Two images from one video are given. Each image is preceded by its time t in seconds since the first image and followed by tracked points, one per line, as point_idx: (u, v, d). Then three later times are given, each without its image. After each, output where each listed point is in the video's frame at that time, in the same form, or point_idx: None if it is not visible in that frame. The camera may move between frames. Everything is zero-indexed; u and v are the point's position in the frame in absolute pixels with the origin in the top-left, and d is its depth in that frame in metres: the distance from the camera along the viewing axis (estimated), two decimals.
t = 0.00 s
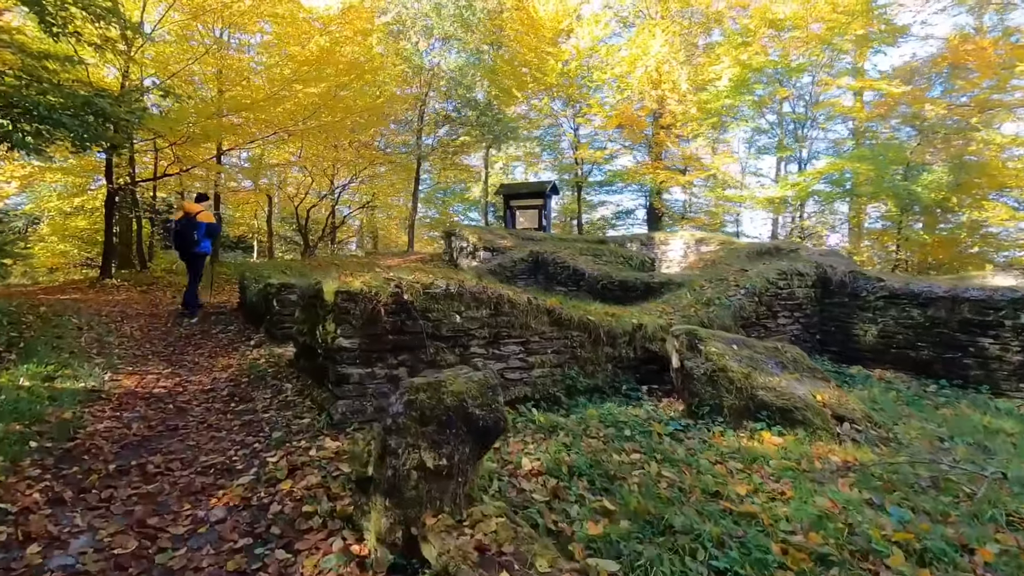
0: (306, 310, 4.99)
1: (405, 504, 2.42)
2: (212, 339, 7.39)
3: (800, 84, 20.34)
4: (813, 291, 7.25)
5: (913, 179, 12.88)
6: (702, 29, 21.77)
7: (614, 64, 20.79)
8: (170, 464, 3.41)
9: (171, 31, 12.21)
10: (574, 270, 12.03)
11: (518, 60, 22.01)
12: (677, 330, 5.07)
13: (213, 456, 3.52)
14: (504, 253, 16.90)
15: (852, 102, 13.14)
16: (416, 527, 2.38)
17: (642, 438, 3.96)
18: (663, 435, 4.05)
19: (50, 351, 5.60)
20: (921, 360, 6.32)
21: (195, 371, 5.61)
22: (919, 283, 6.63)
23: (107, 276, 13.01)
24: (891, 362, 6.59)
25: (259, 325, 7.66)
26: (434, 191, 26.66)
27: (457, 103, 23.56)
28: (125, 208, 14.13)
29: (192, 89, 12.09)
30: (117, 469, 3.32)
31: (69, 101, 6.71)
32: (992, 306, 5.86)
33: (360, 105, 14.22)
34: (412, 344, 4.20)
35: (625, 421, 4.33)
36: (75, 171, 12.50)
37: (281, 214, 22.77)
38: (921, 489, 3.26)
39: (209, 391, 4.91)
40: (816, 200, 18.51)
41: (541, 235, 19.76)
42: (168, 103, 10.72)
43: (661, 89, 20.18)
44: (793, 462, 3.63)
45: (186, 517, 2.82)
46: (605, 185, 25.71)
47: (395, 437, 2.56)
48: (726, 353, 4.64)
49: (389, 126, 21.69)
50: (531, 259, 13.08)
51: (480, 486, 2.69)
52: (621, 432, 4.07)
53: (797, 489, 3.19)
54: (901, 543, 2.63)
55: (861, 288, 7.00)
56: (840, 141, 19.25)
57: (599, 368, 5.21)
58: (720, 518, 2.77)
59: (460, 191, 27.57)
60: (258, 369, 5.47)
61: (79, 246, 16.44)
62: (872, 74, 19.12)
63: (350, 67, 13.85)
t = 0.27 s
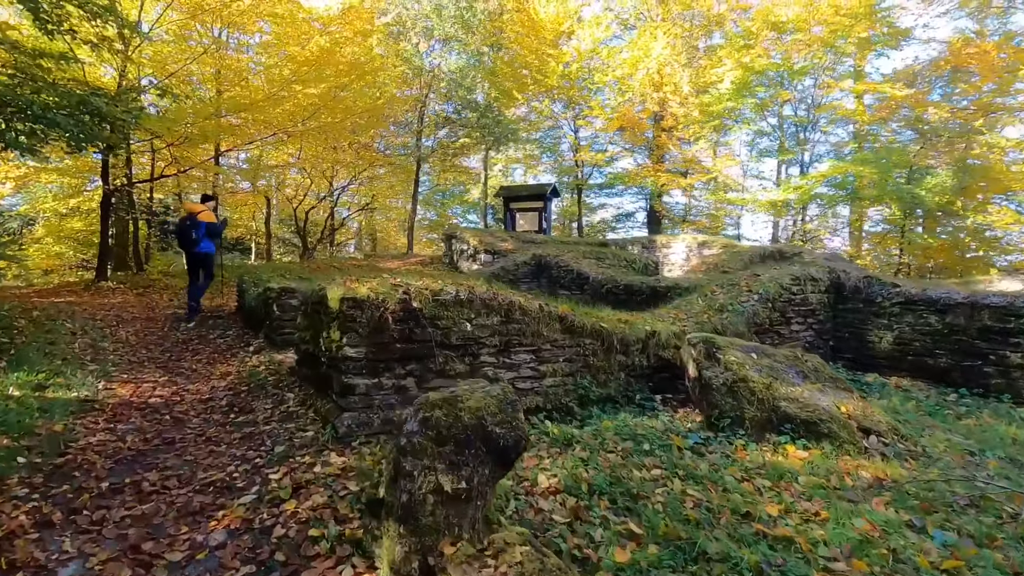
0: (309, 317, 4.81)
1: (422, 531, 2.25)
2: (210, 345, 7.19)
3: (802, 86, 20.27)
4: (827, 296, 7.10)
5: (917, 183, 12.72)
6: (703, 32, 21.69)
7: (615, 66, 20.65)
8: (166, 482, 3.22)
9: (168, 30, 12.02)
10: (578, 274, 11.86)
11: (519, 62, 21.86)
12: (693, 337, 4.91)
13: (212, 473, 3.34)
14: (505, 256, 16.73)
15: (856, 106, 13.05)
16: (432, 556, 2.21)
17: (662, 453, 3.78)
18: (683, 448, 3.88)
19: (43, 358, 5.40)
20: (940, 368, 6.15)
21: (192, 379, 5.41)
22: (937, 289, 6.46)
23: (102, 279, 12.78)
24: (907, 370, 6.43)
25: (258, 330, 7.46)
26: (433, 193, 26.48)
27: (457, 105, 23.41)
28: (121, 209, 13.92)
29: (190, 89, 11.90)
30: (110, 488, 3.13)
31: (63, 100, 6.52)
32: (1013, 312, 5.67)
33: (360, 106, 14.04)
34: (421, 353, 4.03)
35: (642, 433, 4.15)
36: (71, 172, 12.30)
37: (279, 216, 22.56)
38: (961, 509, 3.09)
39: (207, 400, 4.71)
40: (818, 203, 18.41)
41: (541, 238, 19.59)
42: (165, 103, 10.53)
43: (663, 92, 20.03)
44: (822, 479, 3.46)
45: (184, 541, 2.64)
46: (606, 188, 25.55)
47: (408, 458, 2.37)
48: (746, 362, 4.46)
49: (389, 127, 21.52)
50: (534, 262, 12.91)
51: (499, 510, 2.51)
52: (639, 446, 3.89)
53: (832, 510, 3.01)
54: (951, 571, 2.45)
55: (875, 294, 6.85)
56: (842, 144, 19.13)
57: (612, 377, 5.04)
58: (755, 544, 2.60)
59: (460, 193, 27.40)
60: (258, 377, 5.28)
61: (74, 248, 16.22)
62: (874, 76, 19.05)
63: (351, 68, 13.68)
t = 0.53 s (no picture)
0: (313, 317, 4.61)
1: (447, 552, 2.05)
2: (208, 346, 6.96)
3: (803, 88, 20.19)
4: (842, 298, 6.93)
5: (920, 184, 12.63)
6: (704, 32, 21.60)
7: (616, 66, 20.50)
8: (166, 493, 3.01)
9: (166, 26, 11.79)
10: (582, 274, 11.67)
11: (519, 62, 21.70)
12: (712, 340, 4.74)
13: (215, 483, 3.13)
14: (506, 257, 16.54)
15: (861, 107, 12.95)
16: None
17: (689, 461, 3.60)
18: (710, 456, 3.69)
19: (34, 360, 5.18)
20: (960, 371, 5.99)
21: (191, 382, 5.20)
22: (957, 291, 6.32)
23: (96, 278, 12.53)
24: (926, 373, 6.27)
25: (258, 331, 7.25)
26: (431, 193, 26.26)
27: (457, 104, 23.23)
28: (116, 208, 13.66)
29: (187, 85, 11.68)
30: (105, 500, 2.92)
31: (57, 93, 6.31)
32: None
33: (360, 105, 13.84)
34: (433, 356, 3.84)
35: (665, 440, 3.96)
36: (66, 170, 12.06)
37: (276, 216, 22.32)
38: (1013, 523, 2.90)
39: (208, 404, 4.50)
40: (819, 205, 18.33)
41: (541, 239, 19.41)
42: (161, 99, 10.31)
43: (664, 92, 19.88)
44: (860, 489, 3.27)
45: (185, 559, 2.44)
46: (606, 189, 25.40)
47: (433, 471, 2.17)
48: (771, 366, 4.29)
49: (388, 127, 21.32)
50: (537, 263, 12.72)
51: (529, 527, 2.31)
52: (664, 454, 3.70)
53: (877, 524, 2.82)
54: None
55: (893, 295, 6.70)
56: (844, 146, 19.03)
57: (628, 381, 4.85)
58: (804, 563, 2.41)
59: (458, 194, 27.20)
60: (259, 380, 5.07)
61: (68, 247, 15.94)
62: (875, 78, 18.97)
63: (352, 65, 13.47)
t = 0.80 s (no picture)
0: (323, 328, 4.41)
1: None
2: (210, 356, 6.75)
3: (806, 91, 20.10)
4: (863, 306, 6.75)
5: (925, 187, 12.45)
6: (706, 36, 21.52)
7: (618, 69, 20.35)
8: (171, 524, 2.80)
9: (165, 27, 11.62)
10: (589, 280, 11.48)
11: (521, 64, 21.46)
12: (740, 351, 4.54)
13: (224, 512, 2.92)
14: (509, 261, 16.35)
15: (869, 110, 12.85)
16: None
17: (724, 485, 3.40)
18: (745, 478, 3.50)
19: (30, 372, 4.97)
20: (987, 383, 5.81)
21: (194, 396, 4.99)
22: (983, 300, 6.15)
23: (94, 284, 12.30)
24: (951, 384, 6.08)
25: (262, 340, 7.05)
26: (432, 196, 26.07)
27: (458, 107, 23.09)
28: (115, 212, 13.44)
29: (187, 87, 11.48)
30: (106, 532, 2.71)
31: (55, 96, 6.13)
32: None
33: (363, 107, 13.65)
34: (453, 372, 3.64)
35: (695, 459, 3.77)
36: (63, 173, 11.84)
37: (276, 220, 22.10)
38: None
39: (213, 421, 4.29)
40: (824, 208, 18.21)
41: (544, 243, 19.25)
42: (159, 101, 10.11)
43: (667, 95, 19.74)
44: (910, 516, 3.06)
45: None
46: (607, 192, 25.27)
47: (472, 508, 1.97)
48: (804, 380, 4.10)
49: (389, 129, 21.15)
50: (542, 268, 12.55)
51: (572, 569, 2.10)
52: (697, 476, 3.50)
53: (937, 558, 2.62)
54: None
55: (915, 303, 6.53)
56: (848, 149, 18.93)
57: (651, 395, 4.66)
58: None
59: (459, 197, 27.02)
60: (266, 393, 4.87)
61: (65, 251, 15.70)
62: (879, 81, 18.90)
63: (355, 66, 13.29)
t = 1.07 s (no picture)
0: (329, 337, 4.25)
1: None
2: (210, 364, 6.57)
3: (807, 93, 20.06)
4: (879, 311, 6.60)
5: (930, 191, 12.55)
6: (708, 38, 21.47)
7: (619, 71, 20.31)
8: (170, 550, 2.62)
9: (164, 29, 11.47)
10: (594, 284, 11.31)
11: (522, 67, 21.61)
12: (762, 360, 4.38)
13: (226, 537, 2.74)
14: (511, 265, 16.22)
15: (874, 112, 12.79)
16: None
17: (753, 504, 3.23)
18: (774, 496, 3.33)
19: (24, 383, 4.79)
20: (1010, 392, 5.71)
21: (194, 407, 4.81)
22: (1003, 306, 6.05)
23: (91, 288, 12.11)
24: (972, 392, 5.97)
25: (263, 347, 6.88)
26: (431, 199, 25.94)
27: (458, 110, 23.01)
28: (113, 215, 13.27)
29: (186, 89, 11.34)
30: (101, 561, 2.52)
31: (52, 97, 5.98)
32: None
33: (364, 109, 13.53)
34: (466, 384, 3.47)
35: (719, 475, 3.61)
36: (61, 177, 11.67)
37: (275, 223, 21.95)
38: None
39: (213, 434, 4.12)
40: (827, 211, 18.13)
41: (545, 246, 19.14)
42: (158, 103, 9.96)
43: (669, 97, 19.69)
44: (953, 537, 2.86)
45: None
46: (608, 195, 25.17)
47: (501, 543, 1.79)
48: (830, 391, 3.94)
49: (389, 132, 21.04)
50: (546, 271, 12.40)
51: None
52: (724, 494, 3.33)
53: None
54: None
55: (933, 309, 6.37)
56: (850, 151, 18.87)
57: (669, 406, 4.49)
58: None
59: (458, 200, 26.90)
60: (268, 404, 4.69)
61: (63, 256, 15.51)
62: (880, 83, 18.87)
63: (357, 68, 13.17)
